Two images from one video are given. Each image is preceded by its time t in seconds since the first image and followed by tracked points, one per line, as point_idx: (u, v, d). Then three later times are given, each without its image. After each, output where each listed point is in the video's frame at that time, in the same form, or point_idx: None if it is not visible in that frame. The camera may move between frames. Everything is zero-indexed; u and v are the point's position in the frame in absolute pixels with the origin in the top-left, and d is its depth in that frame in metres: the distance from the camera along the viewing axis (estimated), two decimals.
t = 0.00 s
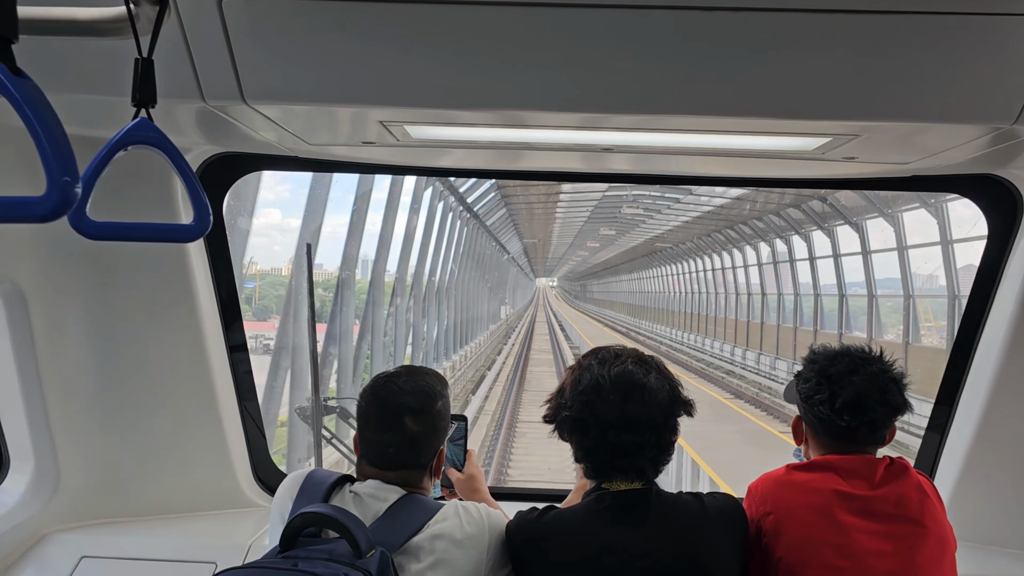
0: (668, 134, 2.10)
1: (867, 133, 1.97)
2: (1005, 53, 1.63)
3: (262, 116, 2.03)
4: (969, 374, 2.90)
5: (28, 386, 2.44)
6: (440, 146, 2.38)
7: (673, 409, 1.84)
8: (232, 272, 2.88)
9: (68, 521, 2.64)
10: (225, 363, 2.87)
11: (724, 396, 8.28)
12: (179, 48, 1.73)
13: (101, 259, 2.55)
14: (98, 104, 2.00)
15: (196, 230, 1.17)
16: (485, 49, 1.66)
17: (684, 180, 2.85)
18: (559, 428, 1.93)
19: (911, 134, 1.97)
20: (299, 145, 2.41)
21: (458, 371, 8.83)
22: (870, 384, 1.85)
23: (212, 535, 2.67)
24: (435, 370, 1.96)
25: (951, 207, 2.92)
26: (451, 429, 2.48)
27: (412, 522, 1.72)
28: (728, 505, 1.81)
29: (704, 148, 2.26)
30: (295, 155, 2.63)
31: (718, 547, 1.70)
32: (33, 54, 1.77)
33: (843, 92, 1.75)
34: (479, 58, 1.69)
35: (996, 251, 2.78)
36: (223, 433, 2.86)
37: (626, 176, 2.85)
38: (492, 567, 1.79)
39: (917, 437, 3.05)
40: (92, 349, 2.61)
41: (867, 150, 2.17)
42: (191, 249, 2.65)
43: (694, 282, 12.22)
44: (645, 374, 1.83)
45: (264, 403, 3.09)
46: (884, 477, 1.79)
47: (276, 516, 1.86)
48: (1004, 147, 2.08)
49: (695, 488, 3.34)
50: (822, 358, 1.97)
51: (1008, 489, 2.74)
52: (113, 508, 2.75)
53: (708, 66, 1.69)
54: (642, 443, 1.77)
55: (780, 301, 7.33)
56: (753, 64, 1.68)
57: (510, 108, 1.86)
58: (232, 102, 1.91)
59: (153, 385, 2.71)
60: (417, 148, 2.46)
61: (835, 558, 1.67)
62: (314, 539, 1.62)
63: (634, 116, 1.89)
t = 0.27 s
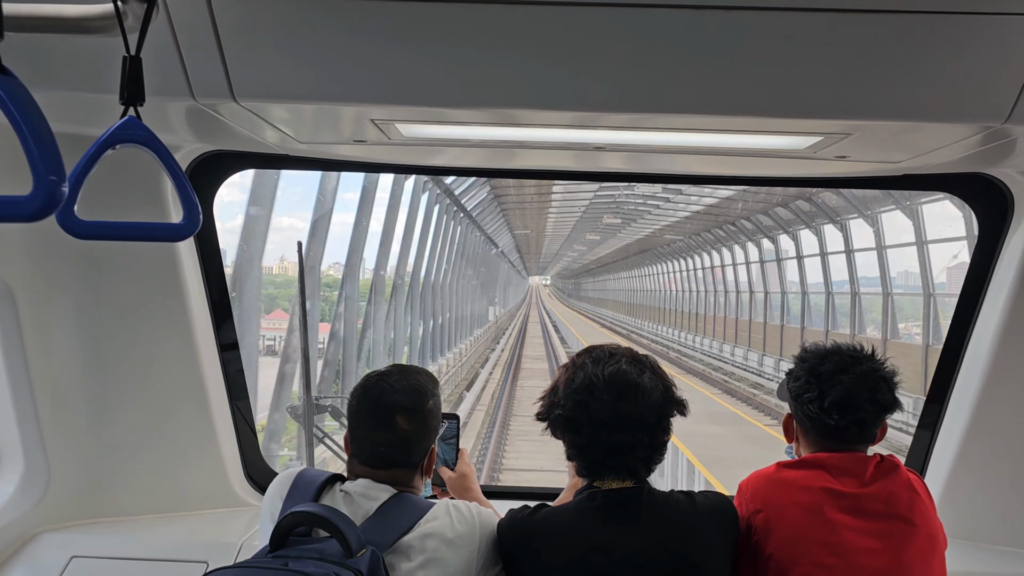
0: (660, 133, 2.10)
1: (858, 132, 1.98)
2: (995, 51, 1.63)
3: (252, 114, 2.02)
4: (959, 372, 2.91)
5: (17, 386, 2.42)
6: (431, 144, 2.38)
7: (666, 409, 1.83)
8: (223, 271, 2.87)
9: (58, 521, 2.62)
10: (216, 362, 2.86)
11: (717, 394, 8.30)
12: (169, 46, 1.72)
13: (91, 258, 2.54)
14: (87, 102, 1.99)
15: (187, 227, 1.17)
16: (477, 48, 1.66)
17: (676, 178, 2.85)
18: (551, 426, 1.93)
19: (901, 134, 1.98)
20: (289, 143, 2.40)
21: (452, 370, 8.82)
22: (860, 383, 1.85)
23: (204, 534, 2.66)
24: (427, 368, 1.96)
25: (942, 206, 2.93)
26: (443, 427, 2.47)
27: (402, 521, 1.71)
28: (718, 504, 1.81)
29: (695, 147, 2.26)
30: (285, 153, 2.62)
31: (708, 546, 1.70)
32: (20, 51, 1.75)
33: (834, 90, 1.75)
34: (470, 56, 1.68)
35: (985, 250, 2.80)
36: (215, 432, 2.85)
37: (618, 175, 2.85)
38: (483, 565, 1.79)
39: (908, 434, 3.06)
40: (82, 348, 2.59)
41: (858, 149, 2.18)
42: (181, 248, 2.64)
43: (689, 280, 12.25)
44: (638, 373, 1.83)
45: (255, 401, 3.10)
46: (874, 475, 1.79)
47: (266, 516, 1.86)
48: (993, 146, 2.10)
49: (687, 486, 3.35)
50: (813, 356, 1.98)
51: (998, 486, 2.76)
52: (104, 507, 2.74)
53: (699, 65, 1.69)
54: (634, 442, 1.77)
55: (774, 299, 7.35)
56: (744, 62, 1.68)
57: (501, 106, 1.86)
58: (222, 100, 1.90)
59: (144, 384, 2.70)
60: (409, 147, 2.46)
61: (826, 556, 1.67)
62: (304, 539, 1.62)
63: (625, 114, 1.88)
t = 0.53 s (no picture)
0: (654, 134, 2.10)
1: (851, 133, 1.98)
2: (987, 52, 1.63)
3: (246, 116, 2.03)
4: (954, 372, 2.91)
5: (13, 389, 2.41)
6: (426, 146, 2.38)
7: (659, 409, 1.83)
8: (218, 273, 2.87)
9: (53, 524, 2.62)
10: (212, 364, 2.86)
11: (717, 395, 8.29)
12: (162, 48, 1.72)
13: (86, 260, 2.54)
14: (81, 104, 1.99)
15: (177, 230, 1.18)
16: (468, 50, 1.66)
17: (672, 179, 2.85)
18: (545, 427, 1.93)
19: (895, 134, 1.98)
20: (285, 144, 2.40)
21: (451, 371, 8.81)
22: (850, 382, 1.85)
23: (199, 536, 2.66)
24: (419, 369, 1.96)
25: (938, 206, 2.92)
26: (440, 428, 2.47)
27: (395, 522, 1.71)
28: (712, 505, 1.81)
29: (690, 148, 2.26)
30: (281, 154, 2.62)
31: (701, 546, 1.70)
32: (15, 54, 1.76)
33: (826, 91, 1.75)
34: (462, 58, 1.68)
35: (981, 251, 2.80)
36: (211, 434, 2.85)
37: (614, 176, 2.85)
38: (476, 566, 1.79)
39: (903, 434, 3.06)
40: (78, 350, 2.59)
41: (852, 150, 2.18)
42: (177, 250, 2.64)
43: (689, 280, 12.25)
44: (630, 374, 1.83)
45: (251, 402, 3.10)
46: (868, 475, 1.79)
47: (259, 518, 1.85)
48: (987, 147, 2.10)
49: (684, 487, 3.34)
50: (805, 356, 1.98)
51: (994, 486, 2.75)
52: (100, 510, 2.74)
53: (691, 66, 1.69)
54: (627, 443, 1.77)
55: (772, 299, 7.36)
56: (736, 63, 1.68)
57: (494, 108, 1.86)
58: (216, 102, 1.91)
59: (140, 386, 2.70)
60: (404, 148, 2.46)
61: (820, 556, 1.67)
62: (296, 540, 1.62)
63: (618, 116, 1.88)
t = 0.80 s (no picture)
0: (652, 135, 2.10)
1: (849, 134, 1.98)
2: (985, 53, 1.64)
3: (246, 118, 2.03)
4: (953, 373, 2.91)
5: (12, 390, 2.42)
6: (426, 147, 2.38)
7: (657, 409, 1.84)
8: (217, 274, 2.88)
9: (53, 526, 2.62)
10: (211, 366, 2.86)
11: (716, 396, 8.29)
12: (162, 51, 1.73)
13: (86, 262, 2.54)
14: (81, 106, 2.00)
15: (176, 232, 1.18)
16: (467, 52, 1.67)
17: (672, 180, 2.86)
18: (544, 429, 1.93)
19: (893, 135, 1.98)
20: (284, 146, 2.41)
21: (450, 372, 8.82)
22: (852, 383, 1.86)
23: (199, 537, 2.66)
24: (419, 370, 1.96)
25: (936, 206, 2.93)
26: (440, 429, 2.48)
27: (396, 524, 1.71)
28: (711, 505, 1.81)
29: (689, 149, 2.26)
30: (280, 156, 2.63)
31: (701, 546, 1.70)
32: (15, 57, 1.76)
33: (824, 92, 1.75)
34: (462, 59, 1.69)
35: (979, 251, 2.80)
36: (210, 436, 2.85)
37: (614, 177, 2.86)
38: (476, 567, 1.79)
39: (902, 433, 3.07)
40: (78, 352, 2.60)
41: (850, 150, 2.18)
42: (176, 251, 2.64)
43: (688, 281, 12.26)
44: (629, 374, 1.84)
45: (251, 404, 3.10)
46: (867, 475, 1.80)
47: (259, 519, 1.86)
48: (985, 147, 2.10)
49: (683, 487, 3.34)
50: (805, 358, 1.99)
51: (993, 486, 2.76)
52: (100, 511, 2.74)
53: (690, 67, 1.70)
54: (625, 443, 1.77)
55: (771, 299, 7.36)
56: (734, 65, 1.68)
57: (493, 109, 1.86)
58: (216, 104, 1.91)
59: (140, 387, 2.70)
60: (403, 150, 2.46)
61: (819, 557, 1.67)
62: (297, 542, 1.62)
63: (617, 117, 1.89)
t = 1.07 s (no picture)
0: (654, 137, 2.11)
1: (850, 135, 1.98)
2: (987, 54, 1.64)
3: (249, 121, 2.04)
4: (954, 374, 2.91)
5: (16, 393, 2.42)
6: (427, 149, 2.39)
7: (656, 410, 1.84)
8: (220, 276, 2.88)
9: (57, 528, 2.63)
10: (214, 368, 2.87)
11: (717, 397, 8.29)
12: (165, 54, 1.73)
13: (89, 264, 2.55)
14: (84, 109, 2.00)
15: (185, 234, 1.17)
16: (469, 54, 1.67)
17: (673, 181, 2.86)
18: (544, 430, 1.92)
19: (894, 137, 1.98)
20: (287, 148, 2.41)
21: (451, 373, 8.82)
22: (867, 385, 1.86)
23: (201, 539, 2.67)
24: (419, 372, 1.96)
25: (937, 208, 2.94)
26: (443, 431, 2.50)
27: (398, 525, 1.72)
28: (712, 507, 1.81)
29: (690, 151, 2.27)
30: (282, 159, 2.63)
31: (702, 548, 1.70)
32: (19, 61, 1.77)
33: (826, 94, 1.76)
34: (465, 62, 1.69)
35: (981, 252, 2.80)
36: (213, 437, 2.85)
37: (615, 178, 2.86)
38: (478, 569, 1.79)
39: (905, 434, 3.08)
40: (81, 354, 2.60)
41: (851, 152, 2.18)
42: (179, 253, 2.65)
43: (689, 282, 12.25)
44: (627, 375, 1.84)
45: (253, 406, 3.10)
46: (868, 476, 1.80)
47: (262, 521, 1.86)
48: (986, 148, 2.10)
49: (685, 488, 3.34)
50: (813, 358, 1.97)
51: (995, 487, 2.75)
52: (104, 513, 2.74)
53: (692, 69, 1.70)
54: (625, 444, 1.77)
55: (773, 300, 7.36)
56: (736, 67, 1.69)
57: (496, 111, 1.87)
58: (219, 107, 1.92)
59: (143, 389, 2.71)
60: (405, 152, 2.47)
61: (821, 558, 1.67)
62: (300, 544, 1.62)
63: (619, 119, 1.89)
